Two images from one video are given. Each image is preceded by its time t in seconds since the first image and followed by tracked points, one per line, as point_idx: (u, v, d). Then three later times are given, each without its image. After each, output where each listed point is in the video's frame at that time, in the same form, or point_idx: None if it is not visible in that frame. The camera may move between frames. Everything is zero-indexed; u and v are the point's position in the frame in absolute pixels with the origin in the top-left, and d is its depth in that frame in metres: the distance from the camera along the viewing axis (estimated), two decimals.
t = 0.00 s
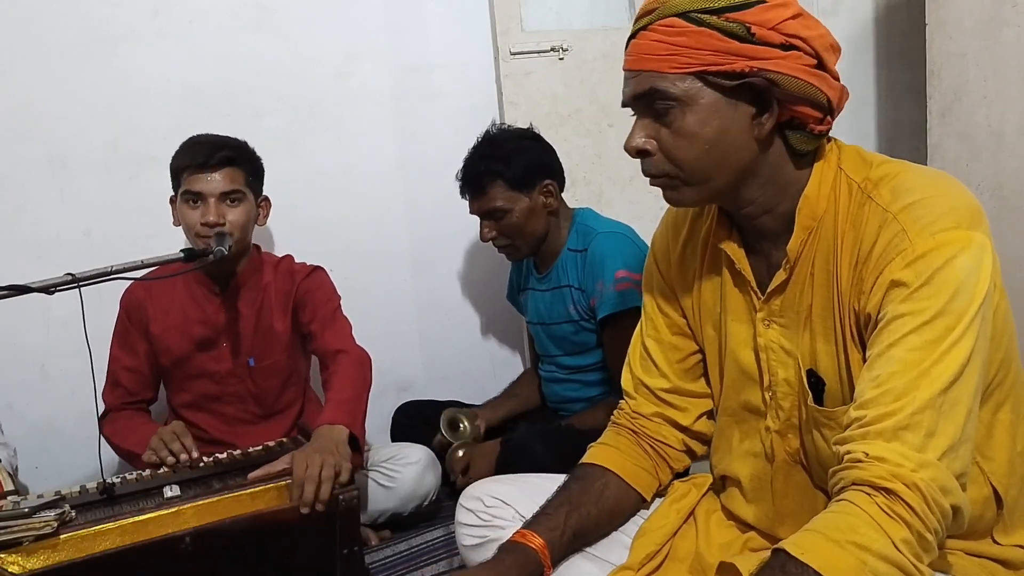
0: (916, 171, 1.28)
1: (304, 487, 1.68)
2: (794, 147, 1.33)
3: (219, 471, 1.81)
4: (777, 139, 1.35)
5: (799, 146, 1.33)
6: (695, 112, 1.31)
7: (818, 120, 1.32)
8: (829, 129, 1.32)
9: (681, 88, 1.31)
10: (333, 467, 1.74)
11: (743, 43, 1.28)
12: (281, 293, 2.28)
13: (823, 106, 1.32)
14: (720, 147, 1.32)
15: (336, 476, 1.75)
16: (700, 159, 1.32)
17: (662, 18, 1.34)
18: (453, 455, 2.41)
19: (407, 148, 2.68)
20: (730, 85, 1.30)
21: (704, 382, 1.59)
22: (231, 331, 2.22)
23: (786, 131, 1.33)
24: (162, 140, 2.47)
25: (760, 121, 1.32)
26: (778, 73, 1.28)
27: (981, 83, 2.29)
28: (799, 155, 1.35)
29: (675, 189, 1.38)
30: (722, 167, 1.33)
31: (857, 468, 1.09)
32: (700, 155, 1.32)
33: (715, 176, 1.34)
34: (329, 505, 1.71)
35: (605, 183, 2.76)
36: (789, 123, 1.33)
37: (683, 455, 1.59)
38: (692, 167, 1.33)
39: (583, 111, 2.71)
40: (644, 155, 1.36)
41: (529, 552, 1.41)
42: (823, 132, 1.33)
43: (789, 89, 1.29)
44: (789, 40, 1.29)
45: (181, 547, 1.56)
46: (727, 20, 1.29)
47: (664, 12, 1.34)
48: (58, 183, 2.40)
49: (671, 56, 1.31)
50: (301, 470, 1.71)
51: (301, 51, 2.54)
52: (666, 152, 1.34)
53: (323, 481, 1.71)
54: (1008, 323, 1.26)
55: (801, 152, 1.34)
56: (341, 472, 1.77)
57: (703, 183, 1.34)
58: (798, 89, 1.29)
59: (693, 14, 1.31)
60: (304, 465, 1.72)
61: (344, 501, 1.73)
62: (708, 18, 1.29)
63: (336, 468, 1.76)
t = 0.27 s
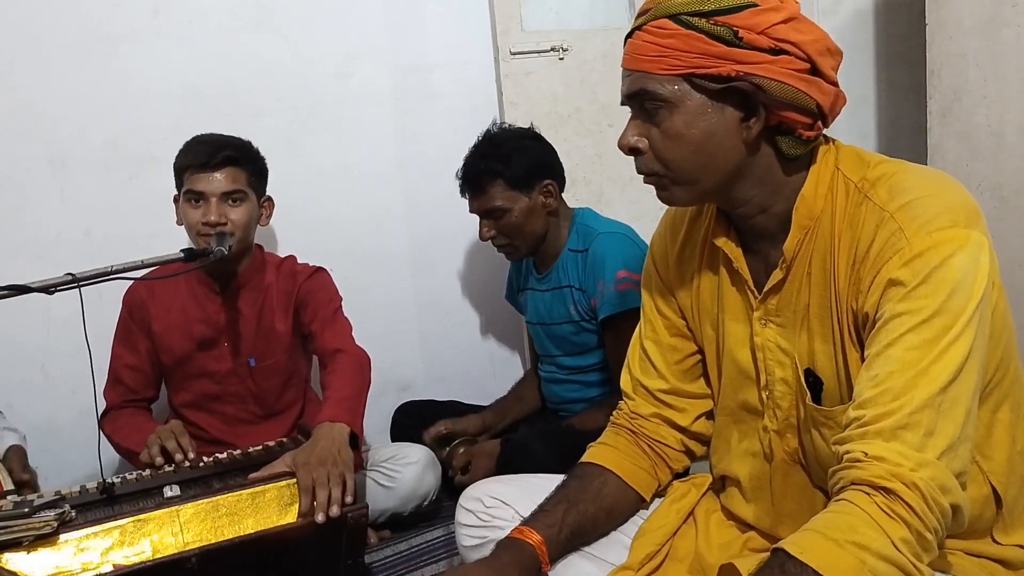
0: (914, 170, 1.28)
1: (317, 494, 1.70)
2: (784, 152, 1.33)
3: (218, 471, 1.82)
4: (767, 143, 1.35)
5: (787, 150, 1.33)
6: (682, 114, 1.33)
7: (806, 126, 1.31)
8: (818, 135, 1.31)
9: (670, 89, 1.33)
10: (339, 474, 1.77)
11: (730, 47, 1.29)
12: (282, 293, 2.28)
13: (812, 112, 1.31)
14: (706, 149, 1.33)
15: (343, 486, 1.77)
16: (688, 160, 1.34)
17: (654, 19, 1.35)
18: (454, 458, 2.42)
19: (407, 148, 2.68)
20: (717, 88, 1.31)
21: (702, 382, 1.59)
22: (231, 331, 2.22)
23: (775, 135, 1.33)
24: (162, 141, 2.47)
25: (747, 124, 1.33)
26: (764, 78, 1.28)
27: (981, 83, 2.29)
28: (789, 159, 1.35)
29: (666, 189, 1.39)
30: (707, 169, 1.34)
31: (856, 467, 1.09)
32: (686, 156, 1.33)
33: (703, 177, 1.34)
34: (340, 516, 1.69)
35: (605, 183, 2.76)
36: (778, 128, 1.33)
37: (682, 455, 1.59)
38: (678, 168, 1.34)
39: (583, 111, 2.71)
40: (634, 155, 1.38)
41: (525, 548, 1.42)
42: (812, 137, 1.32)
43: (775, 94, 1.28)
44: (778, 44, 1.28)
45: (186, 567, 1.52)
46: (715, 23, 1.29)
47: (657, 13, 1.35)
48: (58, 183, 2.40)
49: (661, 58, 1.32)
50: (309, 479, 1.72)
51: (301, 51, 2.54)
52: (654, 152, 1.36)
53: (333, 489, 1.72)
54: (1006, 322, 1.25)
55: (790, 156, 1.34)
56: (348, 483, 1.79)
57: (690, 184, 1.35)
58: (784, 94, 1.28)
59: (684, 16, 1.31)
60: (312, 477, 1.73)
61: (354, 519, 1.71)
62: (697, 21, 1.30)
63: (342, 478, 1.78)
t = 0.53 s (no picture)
0: (912, 169, 1.28)
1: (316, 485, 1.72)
2: (793, 142, 1.33)
3: (218, 470, 1.82)
4: (774, 135, 1.35)
5: (796, 141, 1.33)
6: (693, 111, 1.31)
7: (813, 115, 1.32)
8: (825, 123, 1.33)
9: (679, 86, 1.31)
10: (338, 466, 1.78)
11: (737, 40, 1.28)
12: (282, 292, 2.27)
13: (818, 101, 1.32)
14: (719, 144, 1.31)
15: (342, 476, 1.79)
16: (701, 157, 1.32)
17: (656, 19, 1.33)
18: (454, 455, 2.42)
19: (407, 148, 2.68)
20: (727, 82, 1.30)
21: (701, 382, 1.59)
22: (231, 331, 2.22)
23: (783, 126, 1.33)
24: (161, 140, 2.47)
25: (757, 117, 1.32)
26: (774, 68, 1.28)
27: (980, 83, 2.29)
28: (797, 150, 1.35)
29: (673, 190, 1.37)
30: (722, 164, 1.32)
31: (855, 466, 1.09)
32: (700, 153, 1.32)
33: (717, 174, 1.33)
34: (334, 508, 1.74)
35: (605, 182, 2.76)
36: (786, 119, 1.33)
37: (682, 455, 1.59)
38: (692, 166, 1.32)
39: (583, 111, 2.71)
40: (643, 156, 1.36)
41: (524, 544, 1.41)
42: (818, 127, 1.34)
43: (785, 84, 1.29)
44: (782, 36, 1.29)
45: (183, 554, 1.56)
46: (721, 18, 1.29)
47: (658, 12, 1.33)
48: (58, 183, 2.40)
49: (668, 56, 1.30)
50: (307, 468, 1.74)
51: (300, 51, 2.54)
52: (665, 152, 1.34)
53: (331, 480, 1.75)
54: (1005, 321, 1.25)
55: (798, 147, 1.34)
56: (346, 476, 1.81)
57: (703, 182, 1.34)
58: (794, 83, 1.29)
59: (687, 13, 1.30)
60: (311, 463, 1.75)
61: (348, 506, 1.76)
62: (702, 16, 1.29)
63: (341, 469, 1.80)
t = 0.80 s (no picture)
0: (912, 168, 1.27)
1: (302, 473, 1.71)
2: (796, 139, 1.34)
3: (217, 470, 1.82)
4: (778, 132, 1.35)
5: (800, 137, 1.33)
6: (699, 108, 1.30)
7: (817, 112, 1.33)
8: (829, 120, 1.33)
9: (685, 84, 1.30)
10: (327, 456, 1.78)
11: (742, 37, 1.28)
12: (281, 291, 2.27)
13: (822, 97, 1.33)
14: (726, 141, 1.31)
15: (330, 465, 1.78)
16: (708, 155, 1.31)
17: (658, 17, 1.33)
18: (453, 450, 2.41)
19: (406, 147, 2.68)
20: (733, 79, 1.30)
21: (698, 381, 1.59)
22: (230, 329, 2.22)
23: (787, 123, 1.33)
24: (161, 140, 2.47)
25: (763, 113, 1.32)
26: (780, 64, 1.28)
27: (979, 82, 2.29)
28: (801, 146, 1.36)
29: (682, 190, 1.35)
30: (729, 161, 1.32)
31: (855, 465, 1.09)
32: (706, 151, 1.31)
33: (724, 172, 1.32)
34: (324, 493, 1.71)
35: (604, 181, 2.76)
36: (790, 115, 1.33)
37: (679, 453, 1.59)
38: (699, 163, 1.32)
39: (582, 110, 2.70)
40: (648, 155, 1.35)
41: (522, 542, 1.41)
42: (822, 123, 1.34)
43: (790, 80, 1.29)
44: (786, 32, 1.29)
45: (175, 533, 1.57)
46: (725, 15, 1.29)
47: (659, 11, 1.33)
48: (57, 183, 2.39)
49: (673, 54, 1.30)
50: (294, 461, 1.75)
51: (299, 50, 2.54)
52: (672, 150, 1.33)
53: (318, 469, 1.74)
54: (1004, 320, 1.25)
55: (802, 144, 1.34)
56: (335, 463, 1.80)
57: (709, 179, 1.33)
58: (799, 80, 1.29)
59: (690, 11, 1.30)
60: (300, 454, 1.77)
61: (337, 490, 1.73)
62: (706, 14, 1.29)
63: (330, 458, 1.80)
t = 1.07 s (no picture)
0: (913, 167, 1.28)
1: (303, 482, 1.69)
2: (800, 135, 1.34)
3: (214, 468, 1.82)
4: (783, 130, 1.35)
5: (805, 134, 1.34)
6: (705, 109, 1.30)
7: (821, 108, 1.33)
8: (833, 116, 1.33)
9: (689, 86, 1.30)
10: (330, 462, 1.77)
11: (746, 37, 1.28)
12: (278, 289, 2.26)
13: (825, 93, 1.33)
14: (732, 141, 1.31)
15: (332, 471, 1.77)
16: (713, 156, 1.31)
17: (660, 19, 1.33)
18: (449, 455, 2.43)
19: (404, 145, 2.67)
20: (738, 79, 1.30)
21: (696, 378, 1.59)
22: (227, 328, 2.22)
23: (792, 121, 1.34)
24: (158, 138, 2.46)
25: (768, 112, 1.32)
26: (785, 63, 1.28)
27: (977, 80, 2.29)
28: (805, 143, 1.36)
29: (685, 191, 1.36)
30: (735, 162, 1.32)
31: (854, 463, 1.09)
32: (712, 153, 1.31)
33: (730, 173, 1.33)
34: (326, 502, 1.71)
35: (602, 179, 2.76)
36: (794, 113, 1.34)
37: (676, 450, 1.59)
38: (706, 165, 1.32)
39: (580, 107, 2.70)
40: (654, 158, 1.35)
41: (523, 547, 1.41)
42: (826, 119, 1.34)
43: (795, 78, 1.29)
44: (789, 30, 1.30)
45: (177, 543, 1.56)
46: (729, 15, 1.28)
47: (662, 12, 1.33)
48: (54, 181, 2.39)
49: (677, 56, 1.30)
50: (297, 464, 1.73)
51: (296, 48, 2.53)
52: (678, 153, 1.33)
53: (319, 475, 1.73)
54: (1004, 319, 1.26)
55: (806, 140, 1.35)
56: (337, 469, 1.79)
57: (716, 181, 1.33)
58: (804, 77, 1.30)
59: (694, 12, 1.30)
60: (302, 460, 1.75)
61: (341, 498, 1.73)
62: (710, 14, 1.29)
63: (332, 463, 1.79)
